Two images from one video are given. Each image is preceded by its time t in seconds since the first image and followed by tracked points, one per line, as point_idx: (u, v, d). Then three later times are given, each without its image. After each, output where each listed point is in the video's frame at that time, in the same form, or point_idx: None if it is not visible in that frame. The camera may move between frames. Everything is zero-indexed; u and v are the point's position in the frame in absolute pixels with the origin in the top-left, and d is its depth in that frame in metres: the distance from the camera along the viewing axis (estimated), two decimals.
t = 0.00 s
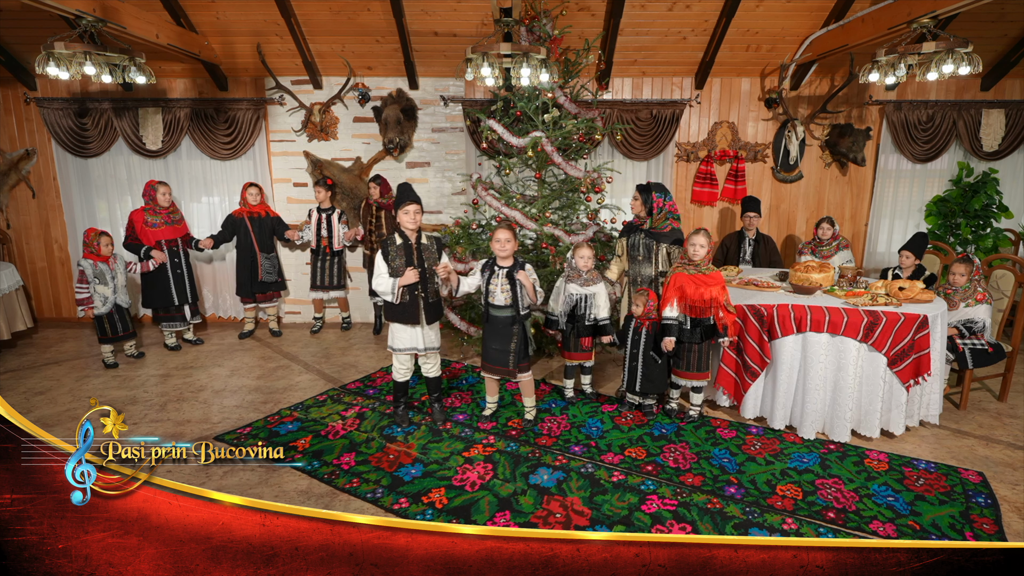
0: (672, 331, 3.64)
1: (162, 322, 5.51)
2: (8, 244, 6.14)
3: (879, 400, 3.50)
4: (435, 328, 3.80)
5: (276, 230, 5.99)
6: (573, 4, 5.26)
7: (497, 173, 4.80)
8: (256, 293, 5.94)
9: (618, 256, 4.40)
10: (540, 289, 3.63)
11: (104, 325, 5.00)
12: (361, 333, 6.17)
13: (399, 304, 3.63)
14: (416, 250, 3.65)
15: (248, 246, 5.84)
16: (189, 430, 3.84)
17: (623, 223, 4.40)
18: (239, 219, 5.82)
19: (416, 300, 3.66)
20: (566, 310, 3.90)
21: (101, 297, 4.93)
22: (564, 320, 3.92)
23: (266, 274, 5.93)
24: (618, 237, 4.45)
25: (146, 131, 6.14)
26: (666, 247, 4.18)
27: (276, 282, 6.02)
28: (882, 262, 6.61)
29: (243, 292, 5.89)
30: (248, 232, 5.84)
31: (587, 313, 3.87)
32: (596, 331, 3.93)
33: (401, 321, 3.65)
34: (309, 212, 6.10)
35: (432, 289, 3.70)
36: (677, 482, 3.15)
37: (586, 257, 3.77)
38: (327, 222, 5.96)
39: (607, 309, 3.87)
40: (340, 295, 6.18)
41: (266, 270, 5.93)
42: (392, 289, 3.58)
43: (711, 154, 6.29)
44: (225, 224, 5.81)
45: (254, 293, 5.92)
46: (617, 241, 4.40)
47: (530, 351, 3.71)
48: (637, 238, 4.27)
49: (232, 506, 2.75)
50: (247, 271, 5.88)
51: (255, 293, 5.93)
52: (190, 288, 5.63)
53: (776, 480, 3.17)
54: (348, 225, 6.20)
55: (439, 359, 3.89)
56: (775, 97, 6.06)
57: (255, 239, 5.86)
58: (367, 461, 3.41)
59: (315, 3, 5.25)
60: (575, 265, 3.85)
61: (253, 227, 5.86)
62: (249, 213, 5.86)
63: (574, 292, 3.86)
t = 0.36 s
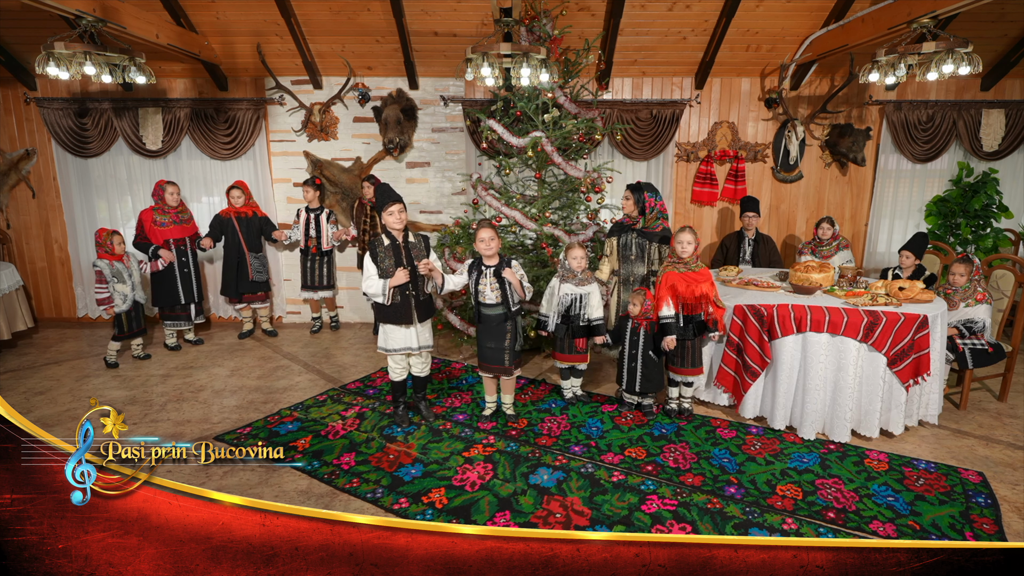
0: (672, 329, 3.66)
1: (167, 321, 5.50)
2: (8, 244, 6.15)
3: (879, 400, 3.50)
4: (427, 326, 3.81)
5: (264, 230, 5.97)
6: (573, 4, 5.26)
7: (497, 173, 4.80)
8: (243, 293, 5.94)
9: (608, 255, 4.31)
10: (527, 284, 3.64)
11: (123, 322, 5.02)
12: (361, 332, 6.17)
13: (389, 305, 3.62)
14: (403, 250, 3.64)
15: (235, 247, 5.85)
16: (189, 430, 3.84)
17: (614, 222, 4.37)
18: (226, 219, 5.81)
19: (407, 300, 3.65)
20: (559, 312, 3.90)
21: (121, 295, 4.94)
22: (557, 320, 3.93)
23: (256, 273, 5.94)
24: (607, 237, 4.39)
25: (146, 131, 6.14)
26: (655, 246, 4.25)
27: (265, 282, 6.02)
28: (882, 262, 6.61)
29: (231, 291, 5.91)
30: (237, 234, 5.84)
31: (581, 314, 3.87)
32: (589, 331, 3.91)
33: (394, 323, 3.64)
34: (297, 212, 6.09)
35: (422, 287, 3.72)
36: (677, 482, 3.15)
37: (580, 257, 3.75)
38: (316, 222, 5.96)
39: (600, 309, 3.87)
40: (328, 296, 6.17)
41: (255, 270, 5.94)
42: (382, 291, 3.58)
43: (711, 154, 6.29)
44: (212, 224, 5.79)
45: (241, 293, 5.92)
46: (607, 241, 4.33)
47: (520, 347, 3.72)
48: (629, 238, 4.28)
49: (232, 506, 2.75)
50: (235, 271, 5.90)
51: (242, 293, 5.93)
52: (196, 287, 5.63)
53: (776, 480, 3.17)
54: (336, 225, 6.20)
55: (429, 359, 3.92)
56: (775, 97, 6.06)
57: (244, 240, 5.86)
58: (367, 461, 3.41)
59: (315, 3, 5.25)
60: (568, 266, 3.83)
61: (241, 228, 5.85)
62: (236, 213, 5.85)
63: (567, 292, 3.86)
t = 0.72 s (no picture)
0: (670, 330, 3.64)
1: (167, 319, 5.49)
2: (8, 244, 6.15)
3: (879, 400, 3.50)
4: (429, 327, 3.80)
5: (262, 229, 5.97)
6: (573, 4, 5.26)
7: (497, 173, 4.80)
8: (242, 294, 5.94)
9: (609, 256, 4.36)
10: (532, 286, 3.66)
11: (129, 321, 5.05)
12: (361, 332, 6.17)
13: (393, 305, 3.62)
14: (407, 251, 3.65)
15: (233, 247, 5.85)
16: (189, 430, 3.84)
17: (614, 223, 4.38)
18: (223, 219, 5.81)
19: (410, 300, 3.65)
20: (560, 311, 3.92)
21: (126, 294, 4.95)
22: (558, 320, 3.96)
23: (254, 273, 5.93)
24: (607, 237, 4.41)
25: (146, 131, 6.14)
26: (656, 247, 4.26)
27: (264, 282, 6.02)
28: (882, 262, 6.61)
29: (230, 292, 5.92)
30: (234, 235, 5.84)
31: (581, 314, 3.84)
32: (590, 333, 3.87)
33: (396, 324, 3.64)
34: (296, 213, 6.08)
35: (425, 287, 3.71)
36: (677, 482, 3.15)
37: (580, 258, 3.76)
38: (315, 222, 5.95)
39: (600, 310, 3.83)
40: (327, 296, 6.16)
41: (253, 270, 5.92)
42: (385, 291, 3.58)
43: (711, 154, 6.29)
44: (210, 225, 5.79)
45: (240, 294, 5.94)
46: (608, 241, 4.36)
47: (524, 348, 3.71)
48: (630, 238, 4.29)
49: (232, 506, 2.75)
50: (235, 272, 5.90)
51: (241, 293, 5.93)
52: (198, 287, 5.61)
53: (776, 480, 3.17)
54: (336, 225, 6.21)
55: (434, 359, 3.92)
56: (775, 97, 6.06)
57: (242, 241, 5.86)
58: (367, 461, 3.41)
59: (315, 3, 5.25)
60: (569, 266, 3.84)
61: (238, 227, 5.85)
62: (234, 213, 5.84)
63: (568, 292, 3.86)
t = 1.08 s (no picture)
0: (671, 330, 3.65)
1: (167, 319, 5.50)
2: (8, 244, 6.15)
3: (879, 400, 3.50)
4: (441, 329, 3.81)
5: (270, 229, 5.98)
6: (573, 4, 5.26)
7: (497, 173, 4.80)
8: (250, 294, 5.93)
9: (622, 256, 4.40)
10: (552, 291, 3.65)
11: (123, 324, 5.05)
12: (361, 333, 6.17)
13: (406, 303, 3.62)
14: (427, 251, 3.65)
15: (242, 247, 5.84)
16: (189, 430, 3.84)
17: (629, 223, 4.40)
18: (233, 219, 5.83)
19: (424, 300, 3.66)
20: (570, 308, 3.92)
21: (120, 295, 4.94)
22: (568, 318, 3.96)
23: (261, 274, 5.93)
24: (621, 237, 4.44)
25: (146, 131, 6.14)
26: (667, 248, 4.23)
27: (272, 282, 6.02)
28: (882, 262, 6.61)
29: (238, 292, 5.91)
30: (242, 234, 5.84)
31: (591, 312, 3.87)
32: (597, 330, 3.89)
33: (408, 321, 3.64)
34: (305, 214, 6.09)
35: (442, 289, 3.72)
36: (677, 482, 3.15)
37: (589, 256, 3.78)
38: (325, 222, 5.96)
39: (609, 309, 3.85)
40: (339, 296, 6.18)
41: (260, 270, 5.93)
42: (401, 288, 3.57)
43: (711, 154, 6.29)
44: (221, 224, 5.83)
45: (249, 293, 5.92)
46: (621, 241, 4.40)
47: (537, 353, 3.70)
48: (642, 238, 4.29)
49: (232, 506, 2.76)
50: (240, 271, 5.88)
51: (250, 293, 5.92)
52: (198, 288, 5.62)
53: (776, 480, 3.17)
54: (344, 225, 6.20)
55: (443, 359, 3.90)
56: (775, 97, 6.06)
57: (249, 241, 5.85)
58: (367, 461, 3.41)
59: (315, 3, 5.25)
60: (578, 264, 3.87)
61: (247, 228, 5.85)
62: (243, 213, 5.86)
63: (577, 289, 3.89)
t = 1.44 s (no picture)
0: (675, 330, 3.63)
1: (163, 320, 5.50)
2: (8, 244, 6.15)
3: (880, 400, 3.49)
4: (447, 331, 3.78)
5: (282, 229, 5.98)
6: (573, 4, 5.26)
7: (497, 173, 4.80)
8: (261, 293, 5.93)
9: (630, 256, 4.40)
10: (557, 294, 3.63)
11: (104, 326, 5.00)
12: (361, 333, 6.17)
13: (411, 301, 3.63)
14: (434, 249, 3.64)
15: (254, 246, 5.86)
16: (189, 430, 3.84)
17: (637, 224, 4.45)
18: (246, 219, 5.84)
19: (429, 299, 3.65)
20: (574, 309, 3.93)
21: (101, 297, 4.92)
22: (573, 318, 3.96)
23: (273, 273, 5.94)
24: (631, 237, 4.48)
25: (146, 131, 6.14)
26: (676, 248, 4.26)
27: (284, 282, 6.04)
28: (882, 262, 6.61)
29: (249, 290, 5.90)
30: (255, 233, 5.85)
31: (594, 312, 3.87)
32: (602, 330, 3.91)
33: (413, 320, 3.65)
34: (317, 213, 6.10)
35: (449, 289, 3.71)
36: (677, 482, 3.15)
37: (594, 258, 3.73)
38: (335, 221, 5.98)
39: (613, 309, 3.84)
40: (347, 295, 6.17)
41: (273, 270, 5.94)
42: (406, 286, 3.59)
43: (711, 154, 6.29)
44: (232, 223, 5.84)
45: (260, 292, 5.93)
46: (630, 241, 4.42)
47: (541, 353, 3.68)
48: (650, 239, 4.30)
49: (232, 506, 2.75)
50: (253, 271, 5.89)
51: (260, 292, 5.93)
52: (194, 289, 5.61)
53: (776, 480, 3.17)
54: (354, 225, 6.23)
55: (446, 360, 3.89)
56: (775, 97, 6.06)
57: (262, 241, 5.87)
58: (367, 461, 3.41)
59: (315, 3, 5.25)
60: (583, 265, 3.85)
61: (260, 227, 5.86)
62: (257, 213, 5.86)
63: (580, 290, 3.89)
